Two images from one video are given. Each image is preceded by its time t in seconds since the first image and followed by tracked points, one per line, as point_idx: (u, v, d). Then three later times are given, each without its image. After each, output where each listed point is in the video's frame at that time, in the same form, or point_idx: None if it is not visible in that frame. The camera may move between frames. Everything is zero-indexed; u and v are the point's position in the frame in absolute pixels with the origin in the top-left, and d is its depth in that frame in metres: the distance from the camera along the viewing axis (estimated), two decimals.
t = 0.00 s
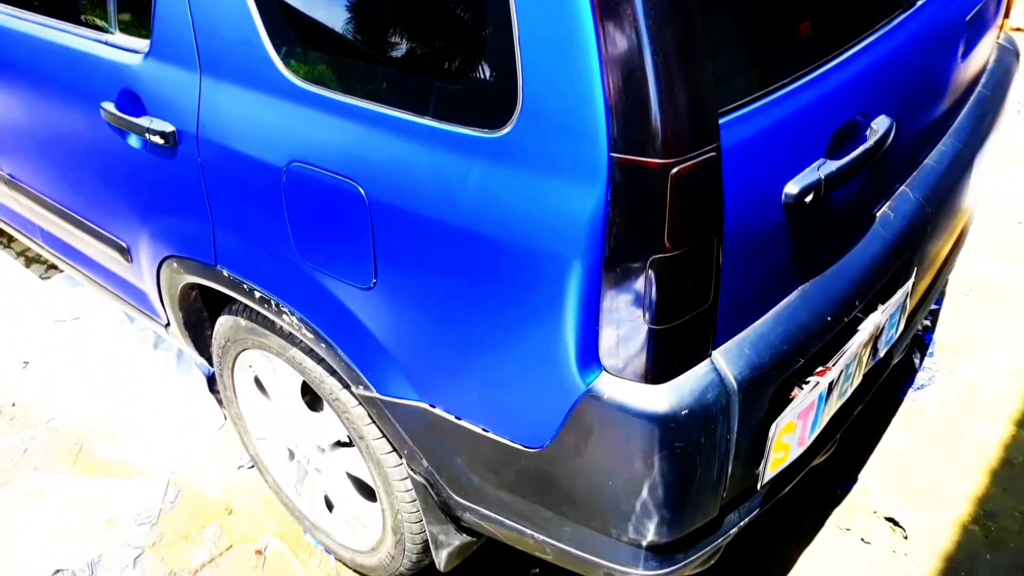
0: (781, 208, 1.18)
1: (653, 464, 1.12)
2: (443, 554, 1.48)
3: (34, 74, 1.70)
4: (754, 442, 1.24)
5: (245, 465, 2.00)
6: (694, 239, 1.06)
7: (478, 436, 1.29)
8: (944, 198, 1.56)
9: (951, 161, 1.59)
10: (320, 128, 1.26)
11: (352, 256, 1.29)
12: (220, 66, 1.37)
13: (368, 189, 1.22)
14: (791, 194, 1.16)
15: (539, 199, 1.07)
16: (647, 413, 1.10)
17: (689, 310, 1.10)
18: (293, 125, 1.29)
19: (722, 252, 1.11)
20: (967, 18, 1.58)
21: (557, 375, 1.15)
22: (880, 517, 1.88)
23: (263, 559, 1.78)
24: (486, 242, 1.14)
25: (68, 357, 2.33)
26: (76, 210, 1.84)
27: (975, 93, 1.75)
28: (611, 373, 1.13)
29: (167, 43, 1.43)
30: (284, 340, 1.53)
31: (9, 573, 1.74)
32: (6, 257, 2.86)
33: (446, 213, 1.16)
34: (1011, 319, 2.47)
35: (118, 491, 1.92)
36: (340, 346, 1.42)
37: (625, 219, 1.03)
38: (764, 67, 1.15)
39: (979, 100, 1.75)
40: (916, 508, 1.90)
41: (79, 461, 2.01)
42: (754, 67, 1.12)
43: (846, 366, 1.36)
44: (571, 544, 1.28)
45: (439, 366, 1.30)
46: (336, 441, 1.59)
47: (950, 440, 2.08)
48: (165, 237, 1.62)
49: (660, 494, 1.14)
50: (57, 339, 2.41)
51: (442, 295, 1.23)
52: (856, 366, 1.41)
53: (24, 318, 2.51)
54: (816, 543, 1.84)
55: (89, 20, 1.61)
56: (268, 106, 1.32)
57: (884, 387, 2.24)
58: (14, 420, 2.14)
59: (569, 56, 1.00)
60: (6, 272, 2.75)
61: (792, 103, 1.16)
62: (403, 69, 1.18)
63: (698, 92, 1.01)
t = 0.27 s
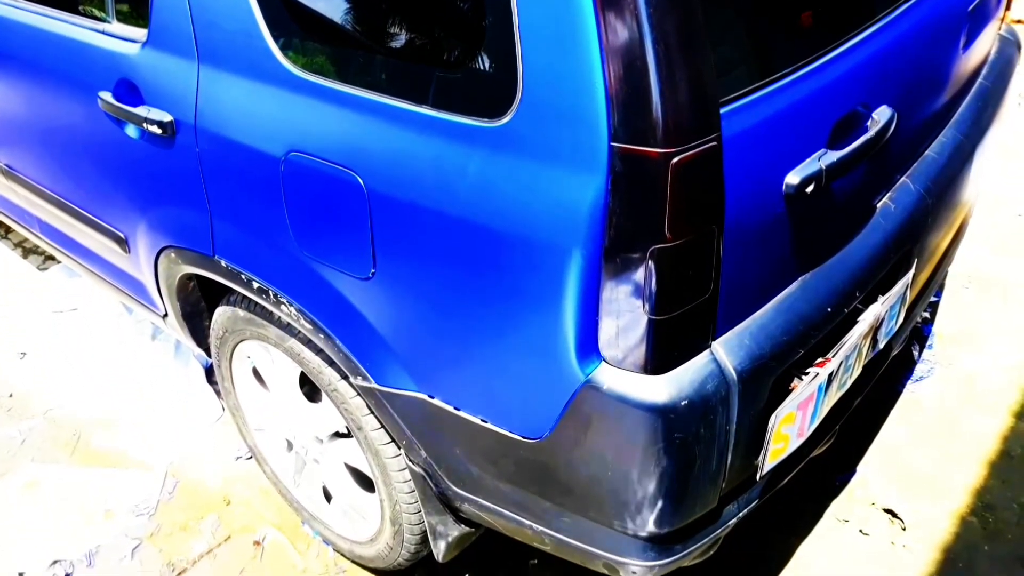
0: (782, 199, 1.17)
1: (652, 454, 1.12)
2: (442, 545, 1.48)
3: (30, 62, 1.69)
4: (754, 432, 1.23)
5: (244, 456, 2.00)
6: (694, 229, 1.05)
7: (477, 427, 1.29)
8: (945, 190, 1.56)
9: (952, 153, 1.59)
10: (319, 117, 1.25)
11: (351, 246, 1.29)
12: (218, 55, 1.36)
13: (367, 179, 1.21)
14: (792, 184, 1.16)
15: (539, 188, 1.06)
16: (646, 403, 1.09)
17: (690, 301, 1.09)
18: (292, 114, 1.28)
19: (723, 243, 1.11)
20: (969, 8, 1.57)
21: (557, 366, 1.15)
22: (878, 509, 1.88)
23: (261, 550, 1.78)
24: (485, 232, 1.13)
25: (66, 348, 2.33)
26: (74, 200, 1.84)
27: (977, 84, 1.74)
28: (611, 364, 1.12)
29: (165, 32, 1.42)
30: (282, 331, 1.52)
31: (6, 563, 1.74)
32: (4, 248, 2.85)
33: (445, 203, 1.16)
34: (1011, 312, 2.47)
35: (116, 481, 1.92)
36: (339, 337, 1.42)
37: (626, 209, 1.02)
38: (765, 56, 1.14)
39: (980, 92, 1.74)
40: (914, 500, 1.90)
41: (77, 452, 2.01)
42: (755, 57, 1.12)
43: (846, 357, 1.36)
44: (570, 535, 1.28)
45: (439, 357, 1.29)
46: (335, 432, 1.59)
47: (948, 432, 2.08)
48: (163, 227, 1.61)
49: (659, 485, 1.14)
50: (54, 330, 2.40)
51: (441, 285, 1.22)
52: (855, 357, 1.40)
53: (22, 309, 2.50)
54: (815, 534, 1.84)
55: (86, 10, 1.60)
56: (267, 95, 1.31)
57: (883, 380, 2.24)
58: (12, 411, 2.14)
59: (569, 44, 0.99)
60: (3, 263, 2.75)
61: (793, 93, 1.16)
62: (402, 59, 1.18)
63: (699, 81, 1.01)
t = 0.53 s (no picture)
0: (785, 194, 1.17)
1: (655, 451, 1.12)
2: (443, 541, 1.47)
3: (30, 57, 1.69)
4: (756, 429, 1.23)
5: (245, 453, 2.00)
6: (697, 224, 1.05)
7: (479, 423, 1.29)
8: (947, 186, 1.55)
9: (955, 149, 1.58)
10: (320, 111, 1.25)
11: (353, 241, 1.28)
12: (219, 49, 1.36)
13: (369, 174, 1.21)
14: (795, 179, 1.15)
15: (541, 183, 1.06)
16: (649, 400, 1.09)
17: (693, 296, 1.09)
18: (293, 108, 1.28)
19: (726, 238, 1.10)
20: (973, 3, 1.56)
21: (559, 362, 1.14)
22: (880, 506, 1.88)
23: (262, 547, 1.78)
24: (488, 227, 1.12)
25: (66, 344, 2.32)
26: (74, 195, 1.83)
27: (980, 80, 1.74)
28: (613, 360, 1.12)
29: (166, 26, 1.41)
30: (284, 327, 1.52)
31: (7, 559, 1.73)
32: (4, 243, 2.84)
33: (447, 198, 1.15)
34: (1013, 309, 2.46)
35: (116, 477, 1.92)
36: (340, 332, 1.41)
37: (629, 204, 1.02)
38: (769, 50, 1.13)
39: (983, 88, 1.73)
40: (916, 497, 1.90)
41: (77, 448, 2.00)
42: (759, 51, 1.11)
43: (849, 353, 1.36)
44: (572, 531, 1.28)
45: (440, 353, 1.29)
46: (336, 428, 1.58)
47: (950, 429, 2.08)
48: (164, 222, 1.60)
49: (662, 481, 1.14)
50: (55, 325, 2.40)
51: (443, 280, 1.22)
52: (858, 354, 1.40)
53: (22, 305, 2.50)
54: (816, 531, 1.84)
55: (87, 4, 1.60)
56: (268, 90, 1.31)
57: (884, 376, 2.23)
58: (13, 406, 2.13)
59: (573, 38, 0.99)
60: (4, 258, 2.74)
61: (797, 88, 1.15)
62: (403, 54, 1.17)
63: (702, 75, 1.00)
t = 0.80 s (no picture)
0: (797, 195, 1.16)
1: (666, 453, 1.11)
2: (453, 542, 1.47)
3: (41, 56, 1.69)
4: (768, 432, 1.22)
5: (254, 453, 2.00)
6: (710, 225, 1.04)
7: (488, 423, 1.28)
8: (960, 188, 1.54)
9: (967, 151, 1.57)
10: (330, 111, 1.24)
11: (363, 241, 1.28)
12: (229, 49, 1.36)
13: (380, 174, 1.20)
14: (808, 180, 1.14)
15: (553, 183, 1.05)
16: (660, 402, 1.08)
17: (705, 298, 1.08)
18: (303, 108, 1.27)
19: (738, 239, 1.09)
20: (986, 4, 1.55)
21: (569, 362, 1.14)
22: (890, 510, 1.87)
23: (271, 547, 1.78)
24: (499, 227, 1.12)
25: (76, 343, 2.33)
26: (84, 195, 1.84)
27: (992, 81, 1.73)
28: (624, 361, 1.11)
29: (176, 25, 1.41)
30: (293, 326, 1.52)
31: (17, 558, 1.73)
32: (14, 243, 2.86)
33: (458, 198, 1.14)
34: None
35: (126, 476, 1.92)
36: (350, 332, 1.41)
37: (641, 205, 1.01)
38: (783, 50, 1.12)
39: (995, 89, 1.72)
40: (927, 501, 1.89)
41: (87, 447, 2.01)
42: (772, 51, 1.10)
43: (861, 356, 1.35)
44: (582, 534, 1.27)
45: (450, 353, 1.28)
46: (345, 428, 1.58)
47: (961, 433, 2.06)
48: (174, 222, 1.60)
49: (673, 484, 1.13)
50: (64, 325, 2.41)
51: (454, 281, 1.21)
52: (870, 357, 1.39)
53: (32, 304, 2.51)
54: (827, 535, 1.83)
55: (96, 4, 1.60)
56: (277, 89, 1.31)
57: (895, 379, 2.22)
58: (23, 405, 2.14)
59: (585, 38, 0.98)
60: (14, 258, 2.76)
61: (810, 88, 1.14)
62: (412, 54, 1.17)
63: (714, 76, 0.99)
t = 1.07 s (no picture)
0: (819, 205, 1.16)
1: (686, 463, 1.11)
2: (469, 549, 1.47)
3: (66, 63, 1.71)
4: (788, 443, 1.22)
5: (270, 457, 2.01)
6: (732, 234, 1.04)
7: (507, 430, 1.28)
8: (981, 199, 1.53)
9: (989, 162, 1.56)
10: (353, 118, 1.25)
11: (384, 247, 1.29)
12: (253, 55, 1.37)
13: (402, 181, 1.21)
14: (830, 190, 1.14)
15: (575, 190, 1.06)
16: (680, 410, 1.08)
17: (726, 307, 1.08)
18: (326, 115, 1.28)
19: (760, 248, 1.09)
20: (1009, 15, 1.55)
21: (589, 371, 1.14)
22: (909, 523, 1.85)
23: (287, 551, 1.78)
24: (521, 234, 1.12)
25: (95, 346, 2.35)
26: (107, 200, 1.86)
27: (1014, 93, 1.72)
28: (644, 370, 1.11)
29: (201, 32, 1.43)
30: (313, 331, 1.53)
31: (35, 558, 1.75)
32: (35, 247, 2.90)
33: (480, 205, 1.15)
34: None
35: (143, 479, 1.93)
36: (369, 337, 1.42)
37: (663, 213, 1.01)
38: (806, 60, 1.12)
39: (1017, 102, 1.71)
40: (946, 514, 1.87)
41: (105, 449, 2.02)
42: (795, 61, 1.10)
43: (881, 367, 1.34)
44: (599, 542, 1.27)
45: (469, 360, 1.29)
46: (362, 433, 1.59)
47: (980, 446, 2.04)
48: (195, 227, 1.62)
49: (692, 493, 1.13)
50: (84, 328, 2.43)
51: (474, 288, 1.21)
52: (890, 368, 1.38)
53: (52, 307, 2.54)
54: (844, 547, 1.82)
55: (121, 10, 1.62)
56: (300, 96, 1.32)
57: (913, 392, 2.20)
58: (42, 407, 2.16)
59: (608, 47, 0.98)
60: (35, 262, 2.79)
61: (832, 98, 1.14)
62: (432, 62, 1.18)
63: (737, 85, 0.99)
